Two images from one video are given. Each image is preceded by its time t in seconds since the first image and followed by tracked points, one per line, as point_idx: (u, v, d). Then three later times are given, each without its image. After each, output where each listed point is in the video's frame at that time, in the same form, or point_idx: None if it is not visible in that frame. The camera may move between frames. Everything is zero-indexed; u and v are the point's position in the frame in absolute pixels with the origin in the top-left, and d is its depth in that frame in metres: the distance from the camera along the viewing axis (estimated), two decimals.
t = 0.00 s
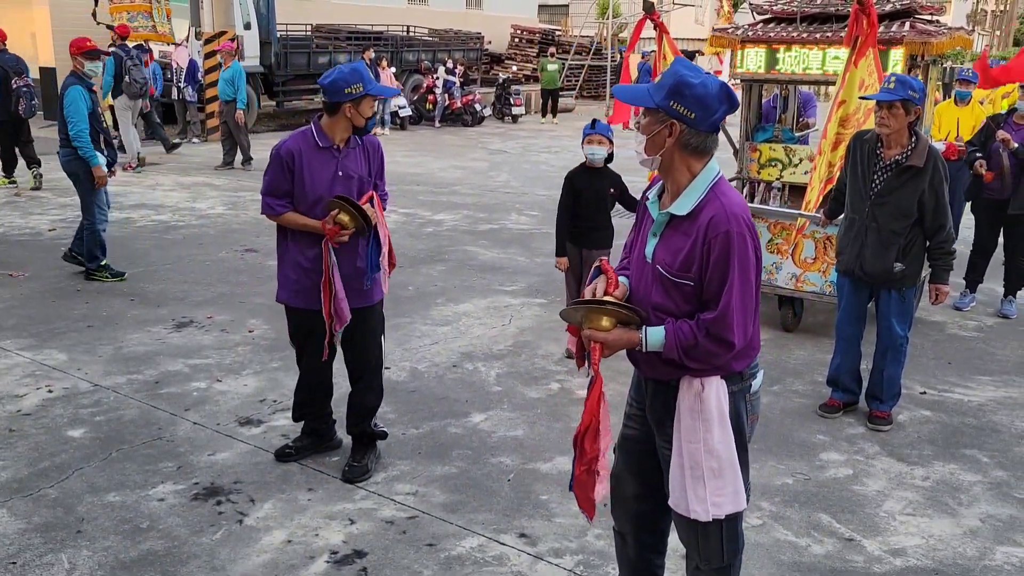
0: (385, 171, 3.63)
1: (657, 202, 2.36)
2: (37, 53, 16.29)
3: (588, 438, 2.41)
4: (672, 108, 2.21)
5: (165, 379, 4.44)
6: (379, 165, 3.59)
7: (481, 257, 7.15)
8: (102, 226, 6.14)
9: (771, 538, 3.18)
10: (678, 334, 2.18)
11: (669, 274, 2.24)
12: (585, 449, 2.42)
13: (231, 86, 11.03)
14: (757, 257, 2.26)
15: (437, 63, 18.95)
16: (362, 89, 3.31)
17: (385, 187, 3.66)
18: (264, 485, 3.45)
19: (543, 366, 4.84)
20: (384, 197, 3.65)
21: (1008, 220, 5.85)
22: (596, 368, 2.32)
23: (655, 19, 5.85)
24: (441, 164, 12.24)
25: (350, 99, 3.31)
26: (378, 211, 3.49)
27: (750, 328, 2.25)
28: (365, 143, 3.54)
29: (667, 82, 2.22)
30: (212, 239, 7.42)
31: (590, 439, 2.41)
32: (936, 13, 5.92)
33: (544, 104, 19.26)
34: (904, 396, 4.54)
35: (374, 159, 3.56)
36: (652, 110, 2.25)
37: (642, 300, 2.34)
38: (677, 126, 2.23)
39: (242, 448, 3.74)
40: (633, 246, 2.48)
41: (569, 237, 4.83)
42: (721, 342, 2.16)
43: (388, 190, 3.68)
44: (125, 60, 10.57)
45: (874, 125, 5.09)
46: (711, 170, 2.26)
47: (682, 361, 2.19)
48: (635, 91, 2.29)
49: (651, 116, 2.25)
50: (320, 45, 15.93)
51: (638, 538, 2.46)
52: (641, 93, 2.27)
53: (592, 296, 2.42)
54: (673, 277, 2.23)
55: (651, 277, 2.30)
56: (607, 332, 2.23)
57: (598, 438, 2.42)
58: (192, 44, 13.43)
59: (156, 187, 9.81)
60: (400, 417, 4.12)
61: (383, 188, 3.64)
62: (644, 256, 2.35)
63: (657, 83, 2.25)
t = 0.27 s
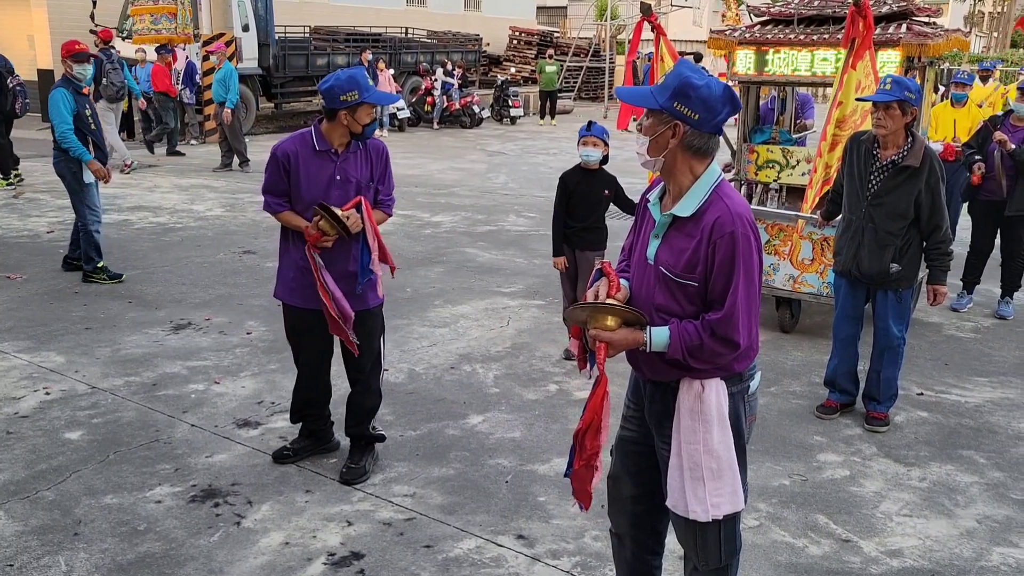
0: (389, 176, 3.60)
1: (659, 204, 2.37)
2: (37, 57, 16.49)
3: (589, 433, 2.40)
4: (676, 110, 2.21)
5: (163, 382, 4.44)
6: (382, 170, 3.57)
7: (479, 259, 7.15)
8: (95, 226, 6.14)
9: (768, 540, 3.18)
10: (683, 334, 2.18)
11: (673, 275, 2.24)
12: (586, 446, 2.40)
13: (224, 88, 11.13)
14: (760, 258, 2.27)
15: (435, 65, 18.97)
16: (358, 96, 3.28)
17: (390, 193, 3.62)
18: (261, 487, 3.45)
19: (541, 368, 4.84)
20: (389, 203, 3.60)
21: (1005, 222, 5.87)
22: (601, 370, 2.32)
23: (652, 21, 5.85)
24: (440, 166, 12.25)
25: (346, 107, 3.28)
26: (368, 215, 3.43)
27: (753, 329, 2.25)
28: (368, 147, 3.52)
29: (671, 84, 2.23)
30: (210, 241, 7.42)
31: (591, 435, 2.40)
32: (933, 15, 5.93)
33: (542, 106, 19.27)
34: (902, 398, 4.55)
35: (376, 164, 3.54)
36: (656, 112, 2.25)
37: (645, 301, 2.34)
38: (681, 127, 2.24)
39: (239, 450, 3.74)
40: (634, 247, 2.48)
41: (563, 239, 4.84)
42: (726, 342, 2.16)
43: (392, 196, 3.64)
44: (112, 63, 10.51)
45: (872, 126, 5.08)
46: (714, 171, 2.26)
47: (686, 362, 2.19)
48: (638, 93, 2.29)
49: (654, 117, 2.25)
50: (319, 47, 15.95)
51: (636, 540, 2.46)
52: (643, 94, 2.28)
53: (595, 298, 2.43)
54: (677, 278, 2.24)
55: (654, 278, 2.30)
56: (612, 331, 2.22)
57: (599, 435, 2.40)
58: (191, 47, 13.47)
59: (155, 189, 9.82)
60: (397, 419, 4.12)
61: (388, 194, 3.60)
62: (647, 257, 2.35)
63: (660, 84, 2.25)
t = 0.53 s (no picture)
0: (384, 182, 3.54)
1: (649, 206, 2.38)
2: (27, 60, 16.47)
3: (590, 435, 2.37)
4: (664, 113, 2.23)
5: (153, 385, 4.43)
6: (376, 176, 3.51)
7: (471, 261, 7.16)
8: (70, 227, 6.20)
9: (758, 541, 3.20)
10: (673, 335, 2.19)
11: (663, 276, 2.25)
12: (587, 447, 2.38)
13: (214, 90, 11.12)
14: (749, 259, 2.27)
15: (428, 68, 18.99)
16: (347, 104, 3.27)
17: (384, 199, 3.55)
18: (252, 490, 3.45)
19: (532, 370, 4.85)
20: (383, 210, 3.53)
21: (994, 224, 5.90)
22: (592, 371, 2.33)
23: (642, 24, 5.86)
24: (432, 169, 12.26)
25: (335, 115, 3.28)
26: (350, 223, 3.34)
27: (742, 330, 2.26)
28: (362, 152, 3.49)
29: (660, 87, 2.24)
30: (202, 244, 7.41)
31: (592, 436, 2.37)
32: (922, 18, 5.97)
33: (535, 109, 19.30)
34: (892, 399, 4.57)
35: (369, 169, 3.50)
36: (644, 116, 2.27)
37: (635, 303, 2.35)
38: (669, 130, 2.25)
39: (229, 454, 3.74)
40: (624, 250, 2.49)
41: (555, 242, 4.84)
42: (716, 342, 2.17)
43: (388, 201, 3.57)
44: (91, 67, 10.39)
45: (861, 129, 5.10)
46: (702, 174, 2.27)
47: (676, 363, 2.20)
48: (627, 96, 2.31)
49: (643, 121, 2.27)
50: (311, 50, 15.96)
51: (627, 543, 2.46)
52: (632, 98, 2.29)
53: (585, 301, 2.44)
54: (667, 279, 2.25)
55: (644, 280, 2.31)
56: (602, 333, 2.24)
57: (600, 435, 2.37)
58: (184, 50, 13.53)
59: (146, 192, 9.81)
60: (389, 422, 4.12)
61: (382, 200, 3.53)
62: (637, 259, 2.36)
63: (649, 88, 2.27)
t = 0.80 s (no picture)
0: (336, 184, 3.51)
1: (601, 208, 2.39)
2: None
3: (540, 434, 2.40)
4: (621, 115, 2.25)
5: (100, 391, 4.34)
6: (328, 178, 3.48)
7: (427, 264, 7.14)
8: None
9: (710, 540, 3.24)
10: (627, 334, 2.20)
11: (617, 276, 2.26)
12: (537, 446, 2.41)
13: (165, 91, 10.79)
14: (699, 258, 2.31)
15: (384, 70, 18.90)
16: (299, 112, 3.24)
17: (338, 202, 3.52)
18: (202, 497, 3.40)
19: (488, 373, 4.85)
20: (337, 213, 3.50)
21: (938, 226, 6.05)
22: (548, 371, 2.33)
23: (597, 29, 5.89)
24: (389, 171, 12.20)
25: (287, 122, 3.25)
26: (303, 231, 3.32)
27: (694, 328, 2.29)
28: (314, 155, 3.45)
29: (615, 90, 2.26)
30: (152, 247, 7.28)
31: (541, 435, 2.40)
32: (868, 26, 6.11)
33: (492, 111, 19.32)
34: (840, 398, 4.66)
35: (321, 171, 3.46)
36: (600, 117, 2.28)
37: (588, 303, 2.36)
38: (626, 133, 2.27)
39: (179, 460, 3.68)
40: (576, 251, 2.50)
41: (521, 247, 4.85)
42: (669, 341, 2.19)
43: (342, 204, 3.54)
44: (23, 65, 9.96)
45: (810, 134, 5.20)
46: (655, 175, 2.30)
47: (631, 362, 2.22)
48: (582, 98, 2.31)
49: (599, 123, 2.28)
50: (265, 50, 15.78)
51: (580, 544, 2.48)
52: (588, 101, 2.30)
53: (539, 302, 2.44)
54: (621, 279, 2.26)
55: (597, 280, 2.32)
56: (557, 332, 2.24)
57: (551, 434, 2.41)
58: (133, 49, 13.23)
59: (95, 194, 9.61)
60: (343, 425, 4.09)
61: (336, 203, 3.50)
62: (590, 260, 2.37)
63: (605, 91, 2.28)
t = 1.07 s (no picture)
0: (307, 185, 3.44)
1: (580, 208, 2.40)
2: None
3: (525, 432, 2.40)
4: (614, 116, 2.27)
5: (72, 395, 4.28)
6: (298, 178, 3.41)
7: (404, 266, 7.12)
8: None
9: (686, 540, 3.26)
10: (613, 333, 2.22)
11: (602, 275, 2.27)
12: (523, 444, 2.40)
13: (138, 94, 10.78)
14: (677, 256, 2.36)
15: (361, 71, 18.84)
16: (242, 89, 3.23)
17: (309, 203, 3.45)
18: (176, 502, 3.37)
19: (466, 375, 4.84)
20: (306, 215, 3.43)
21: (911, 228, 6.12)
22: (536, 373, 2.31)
23: (573, 32, 5.91)
24: (365, 172, 12.16)
25: (234, 101, 3.26)
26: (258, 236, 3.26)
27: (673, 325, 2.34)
28: (283, 153, 3.39)
29: (605, 91, 2.28)
30: (125, 249, 7.20)
31: (527, 433, 2.40)
32: (840, 29, 6.18)
33: (470, 113, 19.32)
34: (814, 398, 4.71)
35: (290, 170, 3.40)
36: (592, 118, 2.28)
37: (569, 302, 2.35)
38: (619, 135, 2.30)
39: (153, 465, 3.65)
40: (551, 251, 2.49)
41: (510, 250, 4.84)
42: (655, 338, 2.23)
43: (313, 206, 3.47)
44: None
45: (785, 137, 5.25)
46: (636, 176, 2.33)
47: (616, 361, 2.23)
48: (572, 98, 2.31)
49: (591, 124, 2.28)
50: (241, 51, 15.68)
51: (555, 546, 2.49)
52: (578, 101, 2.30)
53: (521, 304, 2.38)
54: (606, 278, 2.27)
55: (579, 280, 2.32)
56: (544, 331, 2.18)
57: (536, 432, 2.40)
58: (106, 48, 13.14)
59: (67, 196, 9.49)
60: (319, 429, 4.07)
61: (307, 205, 3.44)
62: (569, 260, 2.36)
63: (595, 92, 2.29)
